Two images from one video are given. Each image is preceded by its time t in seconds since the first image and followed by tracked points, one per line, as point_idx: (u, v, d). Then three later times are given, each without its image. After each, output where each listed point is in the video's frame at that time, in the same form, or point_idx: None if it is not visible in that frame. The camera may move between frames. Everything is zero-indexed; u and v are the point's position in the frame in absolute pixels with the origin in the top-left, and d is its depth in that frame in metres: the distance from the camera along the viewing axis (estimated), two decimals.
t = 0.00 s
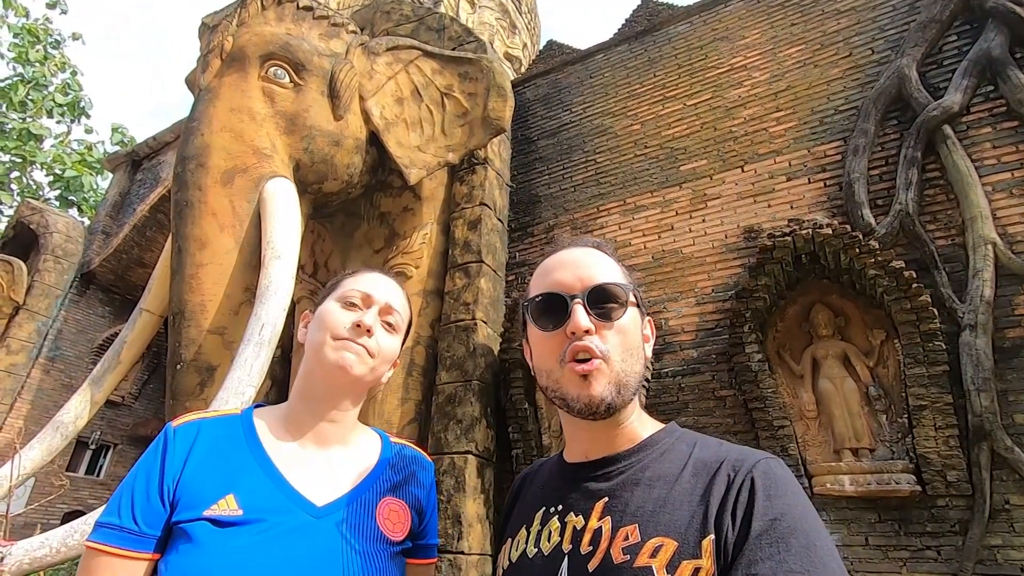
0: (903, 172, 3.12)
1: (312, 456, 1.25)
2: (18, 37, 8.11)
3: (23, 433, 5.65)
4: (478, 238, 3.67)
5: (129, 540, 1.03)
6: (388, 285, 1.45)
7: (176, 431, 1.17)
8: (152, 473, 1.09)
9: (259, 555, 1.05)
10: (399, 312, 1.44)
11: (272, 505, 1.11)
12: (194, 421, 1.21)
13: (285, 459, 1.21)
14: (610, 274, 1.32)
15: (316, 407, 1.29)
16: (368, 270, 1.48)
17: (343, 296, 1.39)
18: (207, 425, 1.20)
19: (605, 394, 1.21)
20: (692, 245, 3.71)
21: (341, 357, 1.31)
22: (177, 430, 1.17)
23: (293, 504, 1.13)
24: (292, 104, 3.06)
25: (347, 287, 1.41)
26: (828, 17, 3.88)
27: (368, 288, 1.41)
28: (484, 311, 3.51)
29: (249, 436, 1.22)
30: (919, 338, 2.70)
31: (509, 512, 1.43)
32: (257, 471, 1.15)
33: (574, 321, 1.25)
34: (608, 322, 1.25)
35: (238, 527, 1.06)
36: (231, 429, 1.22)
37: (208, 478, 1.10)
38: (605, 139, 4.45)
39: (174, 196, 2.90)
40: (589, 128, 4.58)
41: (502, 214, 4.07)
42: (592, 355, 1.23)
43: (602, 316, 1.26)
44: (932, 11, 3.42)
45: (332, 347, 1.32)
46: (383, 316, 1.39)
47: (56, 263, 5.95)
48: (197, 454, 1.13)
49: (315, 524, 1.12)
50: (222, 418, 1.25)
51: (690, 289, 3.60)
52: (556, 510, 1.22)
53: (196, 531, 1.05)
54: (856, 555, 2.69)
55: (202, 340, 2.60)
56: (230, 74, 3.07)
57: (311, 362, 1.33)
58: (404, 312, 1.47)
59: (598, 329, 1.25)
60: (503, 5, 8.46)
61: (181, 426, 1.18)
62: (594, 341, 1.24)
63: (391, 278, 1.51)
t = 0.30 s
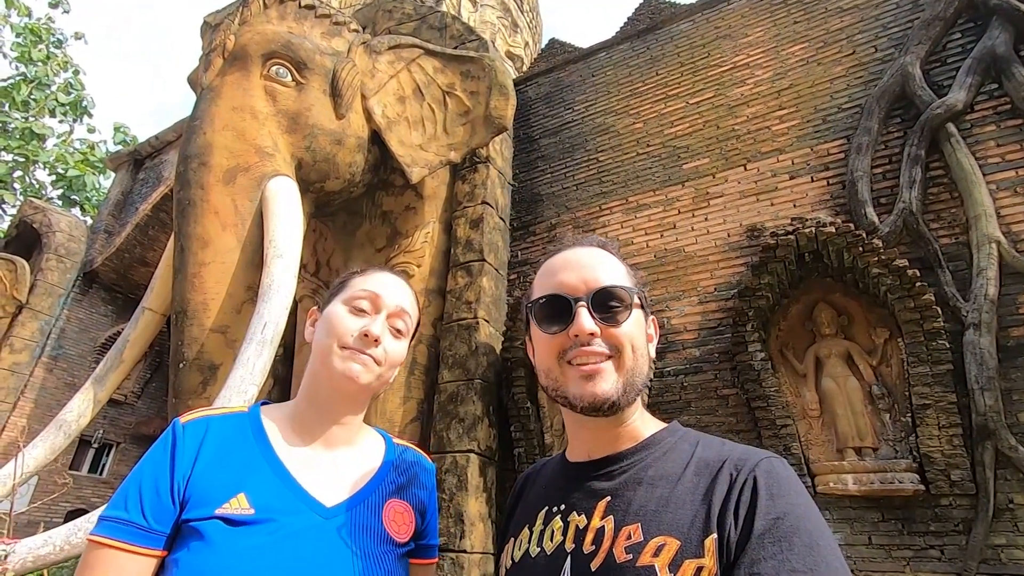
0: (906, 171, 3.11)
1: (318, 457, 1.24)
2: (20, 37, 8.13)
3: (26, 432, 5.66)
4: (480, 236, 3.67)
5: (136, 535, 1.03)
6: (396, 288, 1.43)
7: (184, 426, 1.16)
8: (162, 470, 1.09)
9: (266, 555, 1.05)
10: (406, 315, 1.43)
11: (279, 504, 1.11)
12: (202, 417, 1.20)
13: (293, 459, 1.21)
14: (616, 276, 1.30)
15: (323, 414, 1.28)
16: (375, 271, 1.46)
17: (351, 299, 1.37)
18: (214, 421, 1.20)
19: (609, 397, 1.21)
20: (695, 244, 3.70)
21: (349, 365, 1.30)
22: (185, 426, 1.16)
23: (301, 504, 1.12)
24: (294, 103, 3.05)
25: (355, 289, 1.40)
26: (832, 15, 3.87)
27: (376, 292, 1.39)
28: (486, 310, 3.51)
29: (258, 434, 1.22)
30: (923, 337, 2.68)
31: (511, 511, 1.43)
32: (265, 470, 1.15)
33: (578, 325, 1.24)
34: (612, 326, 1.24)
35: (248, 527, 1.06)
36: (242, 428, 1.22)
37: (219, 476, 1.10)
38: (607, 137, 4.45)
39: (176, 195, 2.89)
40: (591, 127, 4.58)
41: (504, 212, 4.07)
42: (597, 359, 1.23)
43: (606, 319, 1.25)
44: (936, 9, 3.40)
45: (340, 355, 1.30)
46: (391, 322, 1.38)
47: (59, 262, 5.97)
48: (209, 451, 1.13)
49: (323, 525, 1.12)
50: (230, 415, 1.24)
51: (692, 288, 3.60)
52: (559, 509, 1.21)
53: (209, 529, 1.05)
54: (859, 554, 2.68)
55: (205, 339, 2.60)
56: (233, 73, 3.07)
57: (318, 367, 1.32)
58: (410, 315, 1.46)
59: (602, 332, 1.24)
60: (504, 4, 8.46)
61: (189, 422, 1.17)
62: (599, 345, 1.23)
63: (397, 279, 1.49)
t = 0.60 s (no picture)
0: (908, 169, 3.10)
1: (317, 458, 1.24)
2: (21, 37, 8.13)
3: (26, 431, 5.66)
4: (480, 236, 3.66)
5: (135, 537, 1.02)
6: (392, 286, 1.42)
7: (182, 428, 1.15)
8: (160, 471, 1.08)
9: (264, 556, 1.04)
10: (403, 313, 1.42)
11: (277, 506, 1.10)
12: (200, 418, 1.19)
13: (291, 460, 1.20)
14: (621, 278, 1.29)
15: (321, 415, 1.28)
16: (370, 269, 1.44)
17: (347, 299, 1.36)
18: (212, 422, 1.19)
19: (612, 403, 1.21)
20: (696, 243, 3.70)
21: (346, 366, 1.29)
22: (184, 427, 1.16)
23: (299, 505, 1.12)
24: (295, 102, 3.05)
25: (351, 288, 1.38)
26: (833, 13, 3.86)
27: (372, 291, 1.37)
28: (487, 309, 3.51)
29: (256, 435, 1.21)
30: (925, 336, 2.67)
31: (512, 512, 1.42)
32: (264, 471, 1.14)
33: (584, 330, 1.23)
34: (618, 331, 1.24)
35: (246, 529, 1.06)
36: (240, 428, 1.21)
37: (217, 477, 1.10)
38: (608, 137, 4.44)
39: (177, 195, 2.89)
40: (592, 126, 4.57)
41: (505, 211, 4.07)
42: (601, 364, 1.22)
43: (611, 324, 1.24)
44: (938, 7, 3.39)
45: (337, 356, 1.30)
46: (388, 321, 1.37)
47: (60, 262, 5.97)
48: (207, 452, 1.12)
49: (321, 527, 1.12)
50: (228, 416, 1.24)
51: (694, 287, 3.59)
52: (559, 511, 1.21)
53: (207, 530, 1.04)
54: (861, 554, 2.68)
55: (205, 339, 2.60)
56: (233, 72, 3.07)
57: (315, 367, 1.31)
58: (408, 312, 1.45)
59: (607, 337, 1.23)
60: (504, 3, 8.46)
61: (187, 423, 1.17)
62: (603, 350, 1.22)
63: (393, 276, 1.47)
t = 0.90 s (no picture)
0: (907, 169, 3.10)
1: (312, 460, 1.24)
2: (20, 38, 8.13)
3: (26, 433, 5.66)
4: (480, 236, 3.66)
5: (130, 541, 1.02)
6: (384, 286, 1.42)
7: (175, 431, 1.15)
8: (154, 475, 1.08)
9: (260, 558, 1.05)
10: (397, 313, 1.42)
11: (273, 509, 1.10)
12: (194, 421, 1.19)
13: (285, 460, 1.21)
14: (619, 280, 1.29)
15: (315, 416, 1.27)
16: (363, 270, 1.44)
17: (339, 300, 1.36)
18: (206, 425, 1.19)
19: (609, 395, 1.20)
20: (695, 244, 3.70)
21: (338, 366, 1.28)
22: (177, 431, 1.15)
23: (296, 506, 1.12)
24: (294, 103, 3.05)
25: (343, 289, 1.38)
26: (832, 14, 3.86)
27: (364, 291, 1.37)
28: (486, 310, 3.50)
29: (249, 438, 1.21)
30: (924, 336, 2.67)
31: (511, 512, 1.42)
32: (259, 473, 1.14)
33: (580, 331, 1.23)
34: (615, 332, 1.24)
35: (241, 532, 1.06)
36: (233, 431, 1.21)
37: (211, 480, 1.10)
38: (607, 137, 4.44)
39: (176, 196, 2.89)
40: (591, 127, 4.58)
41: (505, 212, 4.07)
42: (598, 364, 1.23)
43: (608, 325, 1.24)
44: (936, 7, 3.40)
45: (329, 356, 1.29)
46: (381, 321, 1.37)
47: (59, 263, 5.96)
48: (200, 456, 1.12)
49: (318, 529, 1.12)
50: (221, 419, 1.23)
51: (693, 288, 3.59)
52: (558, 512, 1.21)
53: (201, 534, 1.04)
54: (861, 553, 2.68)
55: (205, 340, 2.60)
56: (232, 73, 3.07)
57: (308, 368, 1.30)
58: (402, 312, 1.44)
59: (604, 338, 1.23)
60: (504, 4, 8.47)
61: (180, 427, 1.16)
62: (601, 351, 1.23)
63: (387, 277, 1.47)
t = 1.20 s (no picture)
0: (907, 169, 3.10)
1: (310, 461, 1.24)
2: (19, 39, 8.13)
3: (26, 433, 5.66)
4: (480, 236, 3.66)
5: (127, 543, 1.03)
6: (381, 285, 1.42)
7: (174, 434, 1.15)
8: (151, 477, 1.08)
9: (258, 559, 1.05)
10: (394, 312, 1.42)
11: (271, 509, 1.10)
12: (192, 423, 1.19)
13: (283, 461, 1.20)
14: (610, 275, 1.29)
15: (311, 416, 1.27)
16: (359, 270, 1.44)
17: (335, 300, 1.36)
18: (203, 427, 1.19)
19: (600, 394, 1.21)
20: (695, 243, 3.70)
21: (334, 365, 1.28)
22: (175, 433, 1.15)
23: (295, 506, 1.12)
24: (294, 104, 3.05)
25: (339, 289, 1.38)
26: (832, 13, 3.87)
27: (360, 290, 1.37)
28: (486, 310, 3.50)
29: (247, 439, 1.21)
30: (924, 336, 2.67)
31: (512, 511, 1.42)
32: (256, 475, 1.14)
33: (569, 326, 1.24)
34: (604, 326, 1.24)
35: (237, 533, 1.06)
36: (230, 433, 1.21)
37: (208, 482, 1.10)
38: (607, 137, 4.45)
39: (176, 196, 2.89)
40: (591, 127, 4.58)
41: (505, 212, 4.07)
42: (589, 360, 1.23)
43: (598, 320, 1.24)
44: (936, 6, 3.40)
45: (324, 356, 1.29)
46: (377, 320, 1.36)
47: (59, 264, 5.95)
48: (196, 457, 1.12)
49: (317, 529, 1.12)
50: (219, 421, 1.24)
51: (693, 288, 3.59)
52: (559, 511, 1.21)
53: (197, 536, 1.05)
54: (861, 553, 2.68)
55: (205, 340, 2.60)
56: (232, 74, 3.07)
57: (305, 367, 1.30)
58: (399, 312, 1.44)
59: (594, 333, 1.24)
60: (504, 4, 8.47)
61: (179, 429, 1.16)
62: (591, 345, 1.23)
63: (384, 276, 1.47)
